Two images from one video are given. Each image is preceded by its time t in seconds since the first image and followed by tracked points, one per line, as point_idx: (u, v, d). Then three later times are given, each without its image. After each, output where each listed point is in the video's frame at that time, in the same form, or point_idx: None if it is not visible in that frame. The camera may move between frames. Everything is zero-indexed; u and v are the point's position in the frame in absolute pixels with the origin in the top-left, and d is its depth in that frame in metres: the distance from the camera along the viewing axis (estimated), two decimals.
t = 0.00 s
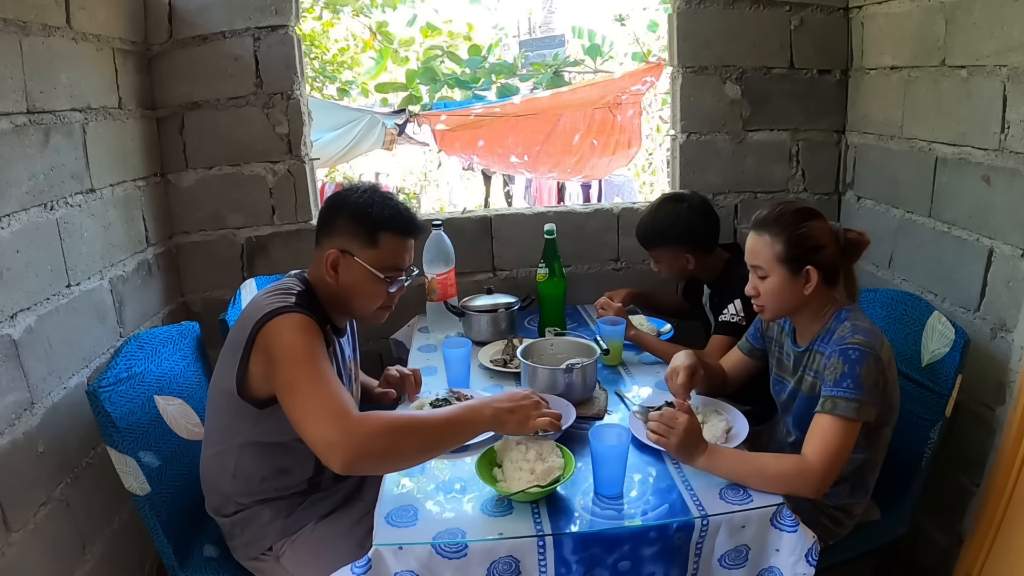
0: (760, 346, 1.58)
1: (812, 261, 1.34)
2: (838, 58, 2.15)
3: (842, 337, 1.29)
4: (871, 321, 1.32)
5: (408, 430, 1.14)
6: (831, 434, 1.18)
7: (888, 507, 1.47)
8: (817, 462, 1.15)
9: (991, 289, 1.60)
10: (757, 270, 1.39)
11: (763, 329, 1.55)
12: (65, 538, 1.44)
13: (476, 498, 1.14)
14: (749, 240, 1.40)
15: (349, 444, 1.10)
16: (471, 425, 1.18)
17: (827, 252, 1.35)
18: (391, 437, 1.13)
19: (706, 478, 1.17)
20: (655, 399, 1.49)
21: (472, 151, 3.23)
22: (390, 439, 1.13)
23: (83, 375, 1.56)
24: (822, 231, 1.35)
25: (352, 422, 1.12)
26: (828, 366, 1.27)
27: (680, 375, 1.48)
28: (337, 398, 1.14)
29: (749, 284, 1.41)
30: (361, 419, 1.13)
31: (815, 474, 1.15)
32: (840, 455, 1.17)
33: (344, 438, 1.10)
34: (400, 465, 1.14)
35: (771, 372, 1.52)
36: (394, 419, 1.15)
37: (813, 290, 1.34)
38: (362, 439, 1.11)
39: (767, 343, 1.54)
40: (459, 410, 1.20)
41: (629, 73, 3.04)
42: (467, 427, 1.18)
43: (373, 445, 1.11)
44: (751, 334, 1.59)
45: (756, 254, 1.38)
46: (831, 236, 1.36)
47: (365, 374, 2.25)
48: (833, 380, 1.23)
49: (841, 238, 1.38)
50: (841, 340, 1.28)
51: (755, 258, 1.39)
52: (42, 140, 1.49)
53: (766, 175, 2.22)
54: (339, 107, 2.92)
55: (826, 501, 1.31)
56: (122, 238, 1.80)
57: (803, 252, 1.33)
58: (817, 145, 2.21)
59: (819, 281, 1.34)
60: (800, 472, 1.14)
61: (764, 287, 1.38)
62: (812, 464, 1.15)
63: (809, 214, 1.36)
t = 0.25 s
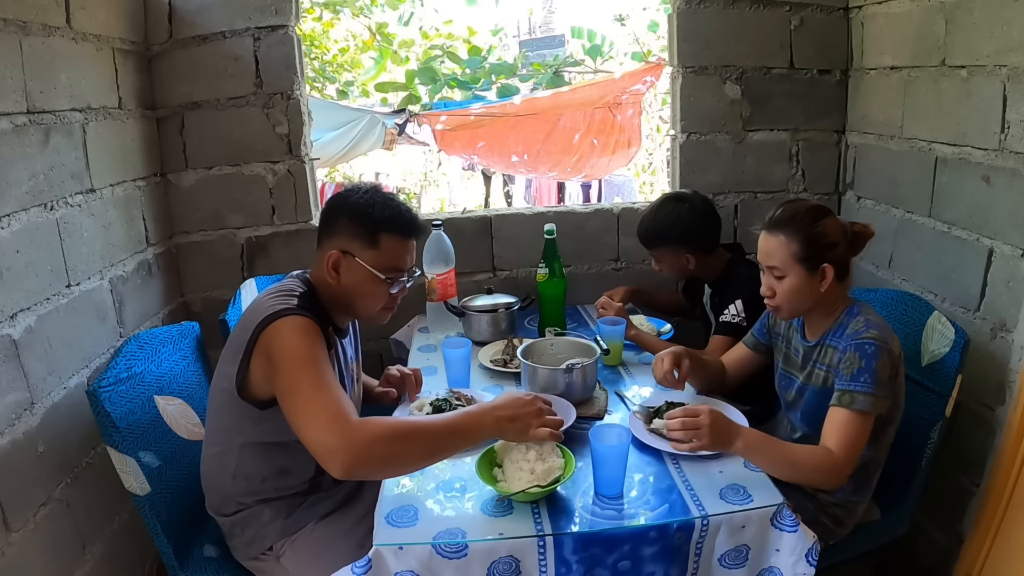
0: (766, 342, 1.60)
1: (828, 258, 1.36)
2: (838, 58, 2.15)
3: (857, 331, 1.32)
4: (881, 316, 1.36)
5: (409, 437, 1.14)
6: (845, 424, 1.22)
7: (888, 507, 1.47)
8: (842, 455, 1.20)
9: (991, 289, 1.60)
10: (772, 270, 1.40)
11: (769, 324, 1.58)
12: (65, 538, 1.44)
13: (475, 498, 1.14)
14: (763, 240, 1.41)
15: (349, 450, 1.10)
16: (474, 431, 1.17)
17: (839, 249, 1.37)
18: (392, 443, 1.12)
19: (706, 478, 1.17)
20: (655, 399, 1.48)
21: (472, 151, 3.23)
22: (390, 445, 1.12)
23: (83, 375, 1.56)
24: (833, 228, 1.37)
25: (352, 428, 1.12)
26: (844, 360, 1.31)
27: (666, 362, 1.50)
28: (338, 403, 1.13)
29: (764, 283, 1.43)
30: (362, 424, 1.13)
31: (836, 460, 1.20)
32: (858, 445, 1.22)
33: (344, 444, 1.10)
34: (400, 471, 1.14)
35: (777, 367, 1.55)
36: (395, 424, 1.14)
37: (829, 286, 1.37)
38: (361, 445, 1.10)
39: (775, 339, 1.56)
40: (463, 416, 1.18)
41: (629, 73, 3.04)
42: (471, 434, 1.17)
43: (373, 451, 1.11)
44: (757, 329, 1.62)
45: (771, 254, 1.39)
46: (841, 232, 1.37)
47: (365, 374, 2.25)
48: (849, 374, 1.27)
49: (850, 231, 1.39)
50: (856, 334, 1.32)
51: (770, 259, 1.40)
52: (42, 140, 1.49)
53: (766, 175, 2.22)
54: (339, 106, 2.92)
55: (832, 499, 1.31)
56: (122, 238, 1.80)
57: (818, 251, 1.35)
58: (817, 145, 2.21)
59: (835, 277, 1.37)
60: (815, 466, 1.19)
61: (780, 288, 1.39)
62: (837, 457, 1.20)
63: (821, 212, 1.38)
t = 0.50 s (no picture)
0: (771, 345, 1.60)
1: (827, 253, 1.38)
2: (838, 58, 2.15)
3: (864, 330, 1.34)
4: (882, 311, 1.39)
5: (409, 438, 1.12)
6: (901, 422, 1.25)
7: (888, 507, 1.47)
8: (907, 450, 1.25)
9: (991, 289, 1.60)
10: (772, 263, 1.43)
11: (771, 327, 1.59)
12: (65, 538, 1.44)
13: (476, 498, 1.14)
14: (765, 234, 1.44)
15: (347, 451, 1.09)
16: (475, 431, 1.15)
17: (841, 246, 1.39)
18: (391, 444, 1.11)
19: (706, 478, 1.17)
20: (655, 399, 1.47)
21: (472, 151, 3.23)
22: (389, 447, 1.11)
23: (83, 375, 1.56)
24: (835, 224, 1.39)
25: (351, 430, 1.11)
26: (859, 361, 1.32)
27: (686, 356, 1.52)
28: (338, 405, 1.13)
29: (764, 276, 1.45)
30: (361, 425, 1.12)
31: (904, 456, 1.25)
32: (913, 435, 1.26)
33: (343, 445, 1.09)
34: (400, 473, 1.13)
35: (778, 367, 1.56)
36: (394, 425, 1.13)
37: (827, 283, 1.38)
38: (360, 447, 1.09)
39: (777, 340, 1.58)
40: (465, 416, 1.16)
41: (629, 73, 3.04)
42: (472, 434, 1.15)
43: (371, 453, 1.10)
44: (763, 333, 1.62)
45: (772, 247, 1.42)
46: (844, 229, 1.40)
47: (365, 374, 2.25)
48: (870, 374, 1.29)
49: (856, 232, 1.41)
50: (864, 333, 1.33)
51: (771, 252, 1.43)
52: (42, 140, 1.49)
53: (766, 174, 2.22)
54: (339, 106, 2.92)
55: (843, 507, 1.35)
56: (122, 238, 1.80)
57: (818, 246, 1.37)
58: (817, 145, 2.21)
59: (834, 274, 1.39)
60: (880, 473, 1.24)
61: (779, 280, 1.42)
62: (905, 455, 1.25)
63: (822, 208, 1.41)
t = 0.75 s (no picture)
0: (777, 346, 1.61)
1: (824, 249, 1.41)
2: (838, 58, 2.15)
3: (873, 328, 1.34)
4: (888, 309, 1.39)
5: (398, 422, 1.11)
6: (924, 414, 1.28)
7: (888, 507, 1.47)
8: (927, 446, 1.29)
9: (991, 289, 1.60)
10: (775, 256, 1.47)
11: (779, 328, 1.59)
12: (65, 538, 1.44)
13: (476, 498, 1.14)
14: (771, 229, 1.49)
15: (336, 439, 1.08)
16: (465, 410, 1.15)
17: (843, 242, 1.42)
18: (381, 431, 1.10)
19: (706, 478, 1.17)
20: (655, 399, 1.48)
21: (472, 151, 3.23)
22: (378, 433, 1.10)
23: (83, 375, 1.56)
24: (837, 222, 1.42)
25: (341, 418, 1.10)
26: (870, 359, 1.33)
27: (686, 368, 1.49)
28: (330, 394, 1.12)
29: (767, 270, 1.50)
30: (351, 413, 1.11)
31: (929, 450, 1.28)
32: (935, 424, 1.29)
33: (333, 434, 1.08)
34: (391, 459, 1.12)
35: (786, 367, 1.56)
36: (384, 410, 1.12)
37: (824, 279, 1.41)
38: (350, 434, 1.08)
39: (783, 340, 1.58)
40: (453, 396, 1.16)
41: (629, 73, 3.05)
42: (462, 413, 1.15)
43: (361, 440, 1.09)
44: (769, 334, 1.62)
45: (775, 240, 1.47)
46: (847, 228, 1.42)
47: (365, 374, 2.25)
48: (884, 372, 1.30)
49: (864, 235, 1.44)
50: (874, 332, 1.33)
51: (774, 245, 1.47)
52: (42, 140, 1.49)
53: (766, 174, 2.22)
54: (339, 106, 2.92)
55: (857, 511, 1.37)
56: (122, 238, 1.80)
57: (816, 241, 1.41)
58: (817, 145, 2.21)
59: (831, 270, 1.41)
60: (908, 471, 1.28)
61: (780, 271, 1.46)
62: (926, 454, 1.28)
63: (825, 206, 1.44)
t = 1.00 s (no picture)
0: (783, 344, 1.61)
1: (824, 243, 1.43)
2: (838, 59, 2.15)
3: (872, 322, 1.35)
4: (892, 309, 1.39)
5: (373, 405, 1.12)
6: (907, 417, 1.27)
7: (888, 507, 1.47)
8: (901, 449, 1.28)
9: (991, 289, 1.60)
10: (778, 248, 1.50)
11: (784, 325, 1.60)
12: (64, 538, 1.44)
13: (476, 497, 1.14)
14: (776, 224, 1.52)
15: (314, 429, 1.09)
16: (437, 385, 1.16)
17: (842, 238, 1.43)
18: (358, 417, 1.10)
19: (706, 478, 1.17)
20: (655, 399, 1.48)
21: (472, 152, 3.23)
22: (355, 417, 1.10)
23: (83, 375, 1.56)
24: (839, 217, 1.44)
25: (320, 408, 1.10)
26: (866, 352, 1.34)
27: (686, 368, 1.50)
28: (310, 385, 1.13)
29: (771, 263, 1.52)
30: (329, 402, 1.11)
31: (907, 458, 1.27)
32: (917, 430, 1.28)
33: (311, 424, 1.09)
34: (370, 444, 1.13)
35: (789, 362, 1.56)
36: (360, 395, 1.12)
37: (822, 271, 1.43)
38: (330, 420, 1.09)
39: (789, 337, 1.58)
40: (425, 373, 1.17)
41: (629, 73, 3.06)
42: (434, 388, 1.16)
43: (338, 427, 1.09)
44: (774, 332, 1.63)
45: (778, 234, 1.50)
46: (848, 223, 1.44)
47: (365, 374, 2.25)
48: (875, 365, 1.30)
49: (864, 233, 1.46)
50: (872, 326, 1.34)
51: (777, 239, 1.50)
52: (42, 140, 1.49)
53: (766, 174, 2.22)
54: (339, 106, 2.92)
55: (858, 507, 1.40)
56: (122, 238, 1.80)
57: (816, 235, 1.43)
58: (817, 145, 2.21)
59: (830, 263, 1.43)
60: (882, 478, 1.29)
61: (782, 264, 1.49)
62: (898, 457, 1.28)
63: (828, 202, 1.46)
